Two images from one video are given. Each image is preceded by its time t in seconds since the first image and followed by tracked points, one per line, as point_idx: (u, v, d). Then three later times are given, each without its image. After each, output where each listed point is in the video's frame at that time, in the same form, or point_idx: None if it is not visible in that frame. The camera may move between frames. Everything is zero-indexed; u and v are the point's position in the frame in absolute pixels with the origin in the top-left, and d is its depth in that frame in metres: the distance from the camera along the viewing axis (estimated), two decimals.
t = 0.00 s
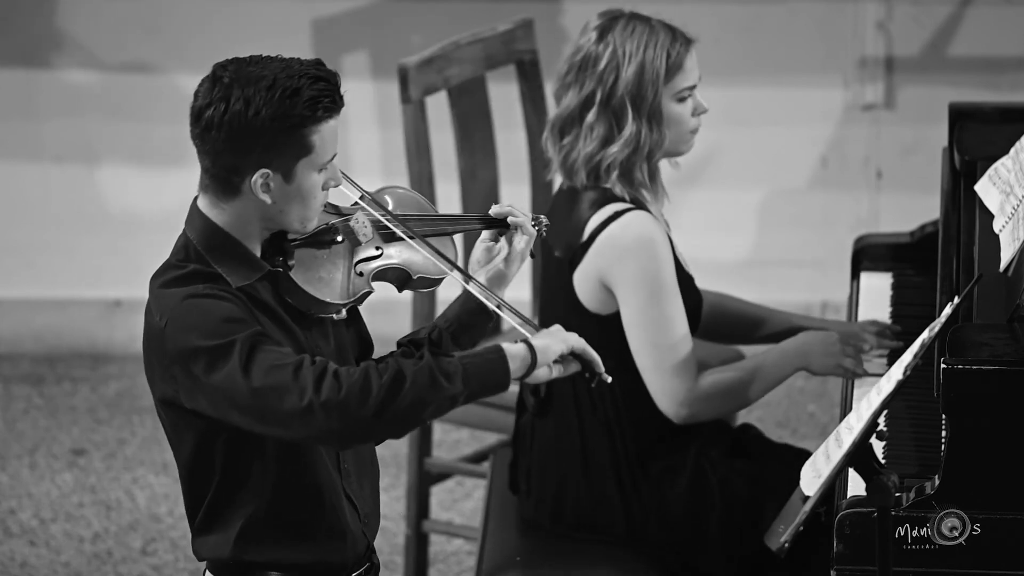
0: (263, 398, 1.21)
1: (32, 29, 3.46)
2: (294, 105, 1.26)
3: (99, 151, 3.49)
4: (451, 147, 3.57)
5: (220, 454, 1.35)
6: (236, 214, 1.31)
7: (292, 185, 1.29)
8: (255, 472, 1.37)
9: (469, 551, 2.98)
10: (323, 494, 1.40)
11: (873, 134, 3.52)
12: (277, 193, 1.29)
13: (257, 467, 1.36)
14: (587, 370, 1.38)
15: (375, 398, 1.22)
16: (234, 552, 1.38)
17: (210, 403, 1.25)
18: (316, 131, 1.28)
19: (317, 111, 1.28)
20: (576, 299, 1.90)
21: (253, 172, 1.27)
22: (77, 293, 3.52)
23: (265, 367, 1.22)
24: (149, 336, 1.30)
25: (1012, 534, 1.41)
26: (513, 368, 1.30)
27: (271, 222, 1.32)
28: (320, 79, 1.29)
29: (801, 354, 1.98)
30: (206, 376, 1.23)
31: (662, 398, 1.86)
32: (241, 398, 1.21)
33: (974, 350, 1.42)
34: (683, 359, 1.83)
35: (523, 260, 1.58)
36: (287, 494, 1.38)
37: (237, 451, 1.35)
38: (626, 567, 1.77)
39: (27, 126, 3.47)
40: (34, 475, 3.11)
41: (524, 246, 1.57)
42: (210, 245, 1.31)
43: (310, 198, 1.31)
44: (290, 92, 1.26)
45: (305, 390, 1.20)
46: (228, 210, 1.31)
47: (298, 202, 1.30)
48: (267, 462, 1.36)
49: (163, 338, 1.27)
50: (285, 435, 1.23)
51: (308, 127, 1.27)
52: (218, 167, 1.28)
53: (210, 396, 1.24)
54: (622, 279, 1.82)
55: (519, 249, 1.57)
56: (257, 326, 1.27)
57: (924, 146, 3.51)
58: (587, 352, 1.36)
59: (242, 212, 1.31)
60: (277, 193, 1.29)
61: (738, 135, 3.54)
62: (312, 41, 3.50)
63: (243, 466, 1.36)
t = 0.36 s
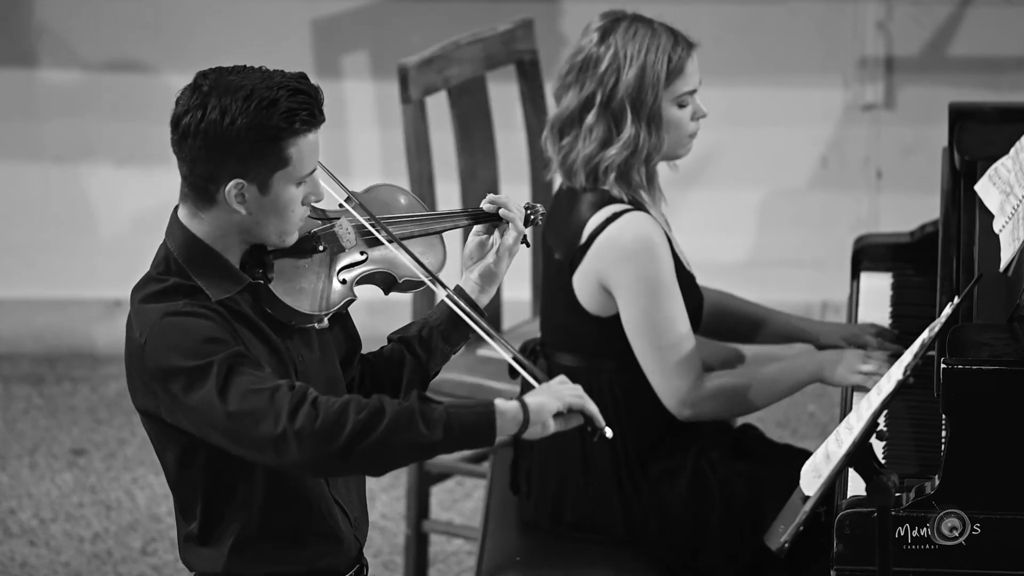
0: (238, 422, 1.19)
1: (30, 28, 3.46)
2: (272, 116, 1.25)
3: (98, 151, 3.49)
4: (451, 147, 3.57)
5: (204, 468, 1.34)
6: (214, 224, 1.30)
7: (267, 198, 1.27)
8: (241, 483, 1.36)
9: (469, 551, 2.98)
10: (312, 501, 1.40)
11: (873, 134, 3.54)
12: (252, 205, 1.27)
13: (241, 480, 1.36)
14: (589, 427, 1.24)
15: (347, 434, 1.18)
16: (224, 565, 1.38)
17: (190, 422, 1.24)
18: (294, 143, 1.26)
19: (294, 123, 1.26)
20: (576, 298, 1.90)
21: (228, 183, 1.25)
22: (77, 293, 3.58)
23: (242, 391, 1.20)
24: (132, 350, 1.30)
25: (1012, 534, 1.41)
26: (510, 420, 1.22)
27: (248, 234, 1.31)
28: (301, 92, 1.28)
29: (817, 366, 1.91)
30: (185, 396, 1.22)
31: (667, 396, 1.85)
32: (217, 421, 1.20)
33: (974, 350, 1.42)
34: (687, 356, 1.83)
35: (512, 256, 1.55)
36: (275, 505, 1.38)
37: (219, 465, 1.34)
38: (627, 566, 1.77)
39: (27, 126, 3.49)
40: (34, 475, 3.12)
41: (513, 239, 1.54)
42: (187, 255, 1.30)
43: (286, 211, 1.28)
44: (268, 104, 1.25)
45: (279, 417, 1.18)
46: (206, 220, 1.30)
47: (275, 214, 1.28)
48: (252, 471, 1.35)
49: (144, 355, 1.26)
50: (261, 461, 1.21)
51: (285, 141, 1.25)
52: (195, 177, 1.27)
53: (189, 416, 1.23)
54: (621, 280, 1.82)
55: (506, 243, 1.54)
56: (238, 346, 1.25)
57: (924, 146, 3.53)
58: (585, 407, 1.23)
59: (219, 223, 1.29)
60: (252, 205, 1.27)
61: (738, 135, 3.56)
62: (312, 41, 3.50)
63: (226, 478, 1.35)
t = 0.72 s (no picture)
0: (211, 432, 1.21)
1: (30, 27, 3.45)
2: (261, 110, 1.27)
3: (98, 151, 3.49)
4: (451, 147, 3.57)
5: (190, 469, 1.34)
6: (198, 218, 1.31)
7: (250, 197, 1.27)
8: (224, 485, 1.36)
9: (469, 551, 2.98)
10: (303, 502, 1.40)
11: (873, 134, 3.54)
12: (235, 203, 1.28)
13: (229, 484, 1.36)
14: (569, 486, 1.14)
15: (309, 462, 1.17)
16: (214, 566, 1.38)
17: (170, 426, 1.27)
18: (283, 145, 1.27)
19: (284, 124, 1.27)
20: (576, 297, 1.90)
21: (209, 172, 1.27)
22: (77, 292, 3.58)
23: (217, 403, 1.21)
24: (118, 349, 1.32)
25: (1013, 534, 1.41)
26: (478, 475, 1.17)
27: (227, 238, 1.31)
28: (300, 99, 1.30)
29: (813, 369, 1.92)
30: (163, 401, 1.24)
31: (665, 395, 1.85)
32: (193, 428, 1.22)
33: (974, 350, 1.42)
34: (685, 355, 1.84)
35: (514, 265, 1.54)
36: (262, 508, 1.38)
37: (204, 466, 1.34)
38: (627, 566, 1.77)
39: (27, 126, 3.49)
40: (34, 475, 3.12)
41: (519, 250, 1.53)
42: (174, 254, 1.32)
43: (269, 215, 1.29)
44: (262, 98, 1.28)
45: (250, 434, 1.19)
46: (192, 214, 1.32)
47: (255, 219, 1.29)
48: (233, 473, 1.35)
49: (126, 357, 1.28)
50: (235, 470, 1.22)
51: (270, 137, 1.27)
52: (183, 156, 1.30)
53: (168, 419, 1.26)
54: (620, 279, 1.81)
55: (513, 253, 1.53)
56: (219, 352, 1.26)
57: (924, 146, 3.54)
58: (561, 467, 1.14)
59: (201, 217, 1.31)
60: (234, 203, 1.28)
61: (738, 135, 3.56)
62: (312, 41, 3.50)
63: (207, 482, 1.35)
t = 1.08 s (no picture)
0: (226, 421, 1.20)
1: (31, 27, 3.45)
2: (282, 92, 1.29)
3: (98, 151, 3.50)
4: (451, 147, 3.57)
5: (199, 461, 1.34)
6: (210, 205, 1.31)
7: (262, 180, 1.27)
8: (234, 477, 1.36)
9: (469, 551, 2.99)
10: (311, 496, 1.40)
11: (873, 134, 3.54)
12: (247, 186, 1.27)
13: (239, 478, 1.35)
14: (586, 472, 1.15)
15: (326, 448, 1.17)
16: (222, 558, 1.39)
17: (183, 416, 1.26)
18: (299, 128, 1.28)
19: (303, 108, 1.28)
20: (574, 299, 1.90)
21: (225, 152, 1.27)
22: (77, 293, 3.58)
23: (233, 390, 1.20)
24: (129, 340, 1.31)
25: (1013, 534, 1.40)
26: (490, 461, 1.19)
27: (238, 227, 1.30)
28: (322, 88, 1.32)
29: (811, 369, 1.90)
30: (177, 392, 1.23)
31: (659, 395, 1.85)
32: (206, 416, 1.21)
33: (974, 350, 1.42)
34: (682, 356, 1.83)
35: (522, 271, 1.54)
36: (270, 501, 1.38)
37: (213, 458, 1.34)
38: (626, 566, 1.77)
39: (27, 126, 3.49)
40: (34, 475, 3.12)
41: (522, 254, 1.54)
42: (187, 245, 1.32)
43: (281, 202, 1.28)
44: (284, 82, 1.30)
45: (266, 421, 1.18)
46: (204, 200, 1.31)
47: (266, 205, 1.28)
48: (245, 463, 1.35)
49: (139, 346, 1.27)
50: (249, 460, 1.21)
51: (286, 118, 1.27)
52: (202, 135, 1.32)
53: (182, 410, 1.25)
54: (616, 279, 1.82)
55: (514, 258, 1.54)
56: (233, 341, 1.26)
57: (924, 146, 3.54)
58: (578, 453, 1.15)
59: (213, 203, 1.30)
60: (247, 186, 1.27)
61: (738, 135, 3.56)
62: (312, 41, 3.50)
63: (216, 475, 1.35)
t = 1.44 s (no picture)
0: (256, 394, 1.17)
1: (31, 28, 3.46)
2: (305, 78, 1.29)
3: (98, 151, 3.50)
4: (451, 147, 3.57)
5: (216, 447, 1.34)
6: (230, 192, 1.30)
7: (287, 165, 1.27)
8: (249, 462, 1.35)
9: (469, 551, 2.99)
10: (323, 487, 1.40)
11: (873, 134, 3.54)
12: (271, 172, 1.27)
13: (255, 459, 1.35)
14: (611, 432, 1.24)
15: (364, 409, 1.17)
16: (230, 548, 1.37)
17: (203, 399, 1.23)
18: (323, 114, 1.28)
19: (326, 94, 1.29)
20: (573, 303, 1.90)
21: (249, 137, 1.26)
22: (77, 293, 3.56)
23: (262, 362, 1.19)
24: (147, 326, 1.29)
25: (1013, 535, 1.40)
26: (534, 421, 1.22)
27: (260, 214, 1.30)
28: (343, 75, 1.32)
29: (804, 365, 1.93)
30: (202, 373, 1.21)
31: (651, 393, 1.84)
32: (232, 392, 1.18)
33: (974, 350, 1.42)
34: (675, 354, 1.82)
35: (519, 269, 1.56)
36: (284, 489, 1.37)
37: (232, 444, 1.34)
38: (626, 566, 1.77)
39: (27, 126, 3.49)
40: (34, 475, 3.12)
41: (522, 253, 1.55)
42: (207, 234, 1.31)
43: (304, 188, 1.27)
44: (306, 68, 1.30)
45: (300, 388, 1.17)
46: (224, 187, 1.31)
47: (290, 191, 1.27)
48: (261, 448, 1.35)
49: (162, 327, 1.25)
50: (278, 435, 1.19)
51: (310, 102, 1.27)
52: (220, 116, 1.31)
53: (206, 392, 1.22)
54: (611, 277, 1.82)
55: (512, 255, 1.55)
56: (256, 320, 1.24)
57: (924, 146, 3.54)
58: (608, 410, 1.24)
59: (235, 189, 1.30)
60: (271, 171, 1.27)
61: (738, 135, 3.56)
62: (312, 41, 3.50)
63: (233, 458, 1.35)
